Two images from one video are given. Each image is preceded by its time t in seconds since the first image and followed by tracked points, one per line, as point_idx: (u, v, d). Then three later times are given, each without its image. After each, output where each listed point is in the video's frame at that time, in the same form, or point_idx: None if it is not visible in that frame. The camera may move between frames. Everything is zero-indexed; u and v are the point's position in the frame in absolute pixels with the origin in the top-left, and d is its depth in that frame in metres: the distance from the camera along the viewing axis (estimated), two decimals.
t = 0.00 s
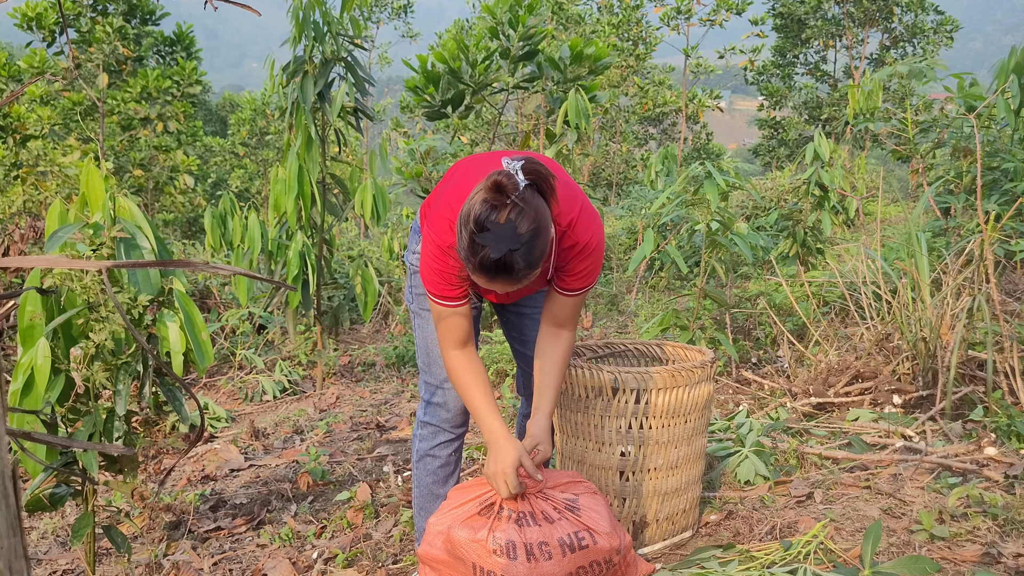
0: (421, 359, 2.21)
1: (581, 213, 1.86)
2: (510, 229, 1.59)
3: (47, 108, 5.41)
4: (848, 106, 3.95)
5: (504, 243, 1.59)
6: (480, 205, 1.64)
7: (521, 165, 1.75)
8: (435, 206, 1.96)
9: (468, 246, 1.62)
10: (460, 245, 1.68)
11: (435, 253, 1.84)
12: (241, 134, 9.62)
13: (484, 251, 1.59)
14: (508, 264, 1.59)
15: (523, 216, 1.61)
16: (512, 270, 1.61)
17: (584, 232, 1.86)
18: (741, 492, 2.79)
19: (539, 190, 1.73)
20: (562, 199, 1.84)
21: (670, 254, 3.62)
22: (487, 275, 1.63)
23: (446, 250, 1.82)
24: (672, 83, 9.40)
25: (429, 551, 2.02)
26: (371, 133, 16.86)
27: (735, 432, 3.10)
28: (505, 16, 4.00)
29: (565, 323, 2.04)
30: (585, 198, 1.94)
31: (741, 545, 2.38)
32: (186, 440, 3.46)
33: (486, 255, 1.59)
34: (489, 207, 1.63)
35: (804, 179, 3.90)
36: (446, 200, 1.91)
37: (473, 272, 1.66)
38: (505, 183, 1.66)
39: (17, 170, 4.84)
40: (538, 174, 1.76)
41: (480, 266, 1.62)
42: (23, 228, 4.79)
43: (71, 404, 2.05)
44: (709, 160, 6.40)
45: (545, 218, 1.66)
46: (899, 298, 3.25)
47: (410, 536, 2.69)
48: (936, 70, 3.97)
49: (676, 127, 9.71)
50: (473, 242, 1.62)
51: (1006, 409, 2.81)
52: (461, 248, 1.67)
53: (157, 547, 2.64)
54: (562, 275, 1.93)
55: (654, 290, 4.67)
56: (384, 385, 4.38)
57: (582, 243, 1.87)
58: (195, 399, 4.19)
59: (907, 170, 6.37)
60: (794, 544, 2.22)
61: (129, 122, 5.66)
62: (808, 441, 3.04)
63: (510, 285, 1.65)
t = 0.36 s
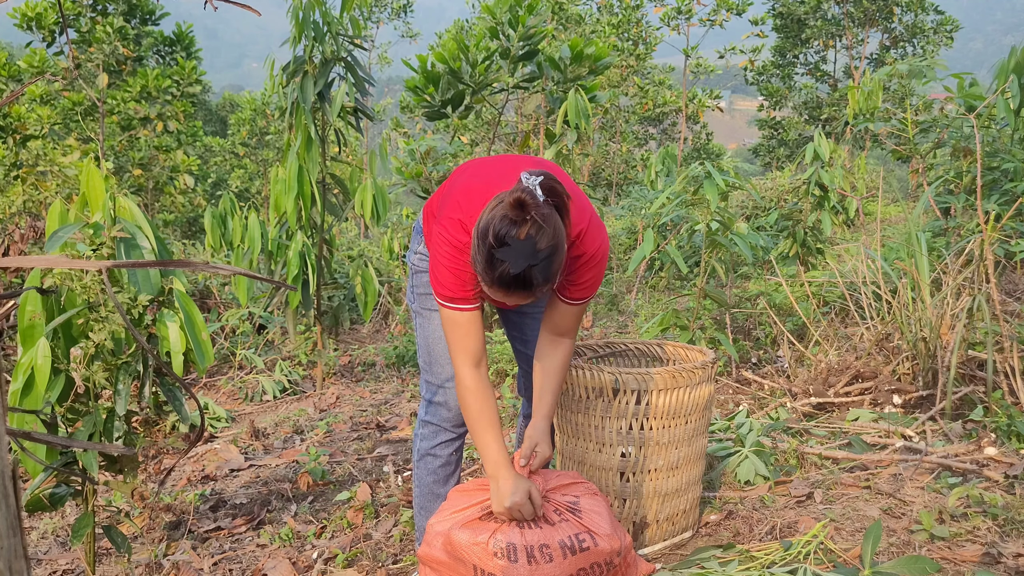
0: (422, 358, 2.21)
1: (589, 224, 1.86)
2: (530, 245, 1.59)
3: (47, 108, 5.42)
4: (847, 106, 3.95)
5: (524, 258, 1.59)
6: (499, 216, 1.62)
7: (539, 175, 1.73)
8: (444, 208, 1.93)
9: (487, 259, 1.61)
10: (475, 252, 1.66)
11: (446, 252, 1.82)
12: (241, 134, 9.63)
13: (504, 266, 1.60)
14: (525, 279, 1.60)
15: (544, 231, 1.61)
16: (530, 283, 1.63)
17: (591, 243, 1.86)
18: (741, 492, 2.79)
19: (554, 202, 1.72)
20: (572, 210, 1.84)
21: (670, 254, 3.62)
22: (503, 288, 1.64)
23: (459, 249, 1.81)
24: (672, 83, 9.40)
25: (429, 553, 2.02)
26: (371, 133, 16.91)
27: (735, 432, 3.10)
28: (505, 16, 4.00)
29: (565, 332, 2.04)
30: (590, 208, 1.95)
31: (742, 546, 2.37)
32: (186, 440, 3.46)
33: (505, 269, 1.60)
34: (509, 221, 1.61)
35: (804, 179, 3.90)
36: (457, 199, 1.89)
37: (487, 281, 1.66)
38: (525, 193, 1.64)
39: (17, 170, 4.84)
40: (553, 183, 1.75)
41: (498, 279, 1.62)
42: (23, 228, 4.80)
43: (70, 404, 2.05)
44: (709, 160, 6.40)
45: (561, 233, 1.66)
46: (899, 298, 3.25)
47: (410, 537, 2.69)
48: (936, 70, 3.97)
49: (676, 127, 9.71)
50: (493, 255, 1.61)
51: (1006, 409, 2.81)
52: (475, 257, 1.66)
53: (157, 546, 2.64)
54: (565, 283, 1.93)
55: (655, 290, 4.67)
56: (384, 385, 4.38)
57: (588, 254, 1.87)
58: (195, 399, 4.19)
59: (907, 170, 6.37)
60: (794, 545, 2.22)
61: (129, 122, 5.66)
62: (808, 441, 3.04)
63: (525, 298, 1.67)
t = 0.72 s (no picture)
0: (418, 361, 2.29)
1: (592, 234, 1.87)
2: (553, 238, 1.61)
3: (47, 108, 5.42)
4: (848, 106, 3.94)
5: (550, 251, 1.60)
6: (515, 218, 1.64)
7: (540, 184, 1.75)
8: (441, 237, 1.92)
9: (511, 262, 1.60)
10: (495, 263, 1.64)
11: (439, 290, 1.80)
12: (241, 134, 9.63)
13: (531, 264, 1.59)
14: (554, 275, 1.61)
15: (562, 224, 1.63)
16: (560, 279, 1.63)
17: (595, 256, 1.84)
18: (741, 492, 2.79)
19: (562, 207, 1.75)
20: (572, 218, 1.84)
21: (670, 254, 3.62)
22: (534, 288, 1.62)
23: (454, 290, 1.79)
24: (672, 83, 9.40)
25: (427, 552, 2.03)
26: (371, 133, 16.83)
27: (735, 432, 3.10)
28: (505, 16, 4.00)
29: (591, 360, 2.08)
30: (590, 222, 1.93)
31: (741, 545, 2.37)
32: (186, 440, 3.46)
33: (533, 267, 1.59)
34: (527, 220, 1.62)
35: (804, 179, 3.90)
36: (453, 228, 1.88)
37: (514, 288, 1.64)
38: (537, 194, 1.68)
39: (17, 170, 4.84)
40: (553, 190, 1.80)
41: (525, 281, 1.61)
42: (24, 227, 4.80)
43: (71, 404, 2.05)
44: (709, 160, 6.40)
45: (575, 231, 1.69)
46: (899, 298, 3.25)
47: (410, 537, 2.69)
48: (936, 70, 3.97)
49: (676, 127, 9.71)
50: (519, 255, 1.60)
51: (1006, 409, 2.80)
52: (498, 268, 1.64)
53: (157, 547, 2.64)
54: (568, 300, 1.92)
55: (655, 290, 4.67)
56: (384, 385, 4.38)
57: (596, 267, 1.86)
58: (195, 399, 4.19)
59: (907, 170, 6.36)
60: (794, 544, 2.22)
61: (128, 122, 5.66)
62: (808, 441, 3.04)
63: (552, 298, 1.66)
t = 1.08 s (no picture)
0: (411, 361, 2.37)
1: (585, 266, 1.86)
2: (551, 261, 1.60)
3: (47, 108, 5.42)
4: (847, 106, 3.94)
5: (548, 274, 1.59)
6: (510, 242, 1.62)
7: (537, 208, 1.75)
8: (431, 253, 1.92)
9: (508, 283, 1.60)
10: (492, 287, 1.63)
11: (425, 313, 1.80)
12: (241, 134, 9.63)
13: (528, 286, 1.59)
14: (550, 299, 1.60)
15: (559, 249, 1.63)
16: (556, 301, 1.62)
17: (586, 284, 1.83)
18: (741, 492, 2.79)
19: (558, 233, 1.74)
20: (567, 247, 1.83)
21: (670, 254, 3.62)
22: (536, 311, 1.61)
23: (441, 312, 1.79)
24: (672, 83, 9.40)
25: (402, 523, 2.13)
26: (371, 133, 16.88)
27: (735, 432, 3.10)
28: (504, 15, 3.99)
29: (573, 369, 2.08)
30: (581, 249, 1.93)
31: (742, 546, 2.37)
32: (186, 440, 3.46)
33: (531, 289, 1.58)
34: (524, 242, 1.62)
35: (804, 179, 3.90)
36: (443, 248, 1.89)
37: (514, 313, 1.63)
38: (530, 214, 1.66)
39: (17, 170, 4.84)
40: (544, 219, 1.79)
41: (521, 303, 1.60)
42: (24, 227, 4.80)
43: (71, 403, 2.05)
44: (709, 160, 6.40)
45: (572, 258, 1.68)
46: (899, 298, 3.25)
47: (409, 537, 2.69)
48: (936, 70, 3.97)
49: (676, 127, 9.71)
50: (519, 280, 1.59)
51: (1006, 409, 2.80)
52: (496, 294, 1.63)
53: (157, 547, 2.64)
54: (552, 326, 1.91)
55: (655, 291, 4.67)
56: (384, 385, 4.37)
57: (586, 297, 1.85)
58: (195, 399, 4.19)
59: (907, 171, 6.36)
60: (794, 544, 2.22)
61: (129, 122, 5.66)
62: (808, 441, 3.04)
63: (547, 323, 1.65)
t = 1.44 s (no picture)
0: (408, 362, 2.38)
1: (572, 319, 1.82)
2: (516, 343, 1.59)
3: (47, 108, 5.41)
4: (847, 106, 3.94)
5: (510, 356, 1.59)
6: (480, 315, 1.62)
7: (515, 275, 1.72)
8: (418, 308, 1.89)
9: (469, 359, 1.60)
10: (455, 355, 1.64)
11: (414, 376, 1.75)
12: (241, 134, 9.63)
13: (487, 365, 1.59)
14: (511, 379, 1.60)
15: (528, 328, 1.61)
16: (515, 383, 1.62)
17: (572, 340, 1.81)
18: (741, 492, 2.79)
19: (536, 301, 1.71)
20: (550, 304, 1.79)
21: (670, 254, 3.62)
22: (489, 389, 1.61)
23: (431, 376, 1.74)
24: (672, 83, 9.40)
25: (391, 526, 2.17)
26: (371, 133, 16.82)
27: (735, 432, 3.10)
28: (504, 15, 3.99)
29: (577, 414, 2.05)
30: (573, 298, 1.89)
31: (741, 545, 2.38)
32: (186, 440, 3.47)
33: (490, 369, 1.58)
34: (493, 320, 1.60)
35: (804, 179, 3.90)
36: (432, 303, 1.83)
37: (470, 385, 1.64)
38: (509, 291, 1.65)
39: (17, 170, 4.85)
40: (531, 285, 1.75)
41: (482, 380, 1.60)
42: (23, 228, 4.78)
43: (71, 403, 2.05)
44: (709, 160, 6.40)
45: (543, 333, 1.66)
46: (899, 298, 3.25)
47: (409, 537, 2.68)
48: (936, 70, 3.97)
49: (676, 127, 9.71)
50: (477, 357, 1.59)
51: (1006, 409, 2.81)
52: (457, 363, 1.63)
53: (157, 547, 2.65)
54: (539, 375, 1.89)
55: (654, 291, 4.67)
56: (384, 385, 4.37)
57: (570, 350, 1.83)
58: (195, 399, 4.19)
59: (907, 170, 6.36)
60: (794, 544, 2.22)
61: (129, 121, 5.66)
62: (808, 441, 3.04)
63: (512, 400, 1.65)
